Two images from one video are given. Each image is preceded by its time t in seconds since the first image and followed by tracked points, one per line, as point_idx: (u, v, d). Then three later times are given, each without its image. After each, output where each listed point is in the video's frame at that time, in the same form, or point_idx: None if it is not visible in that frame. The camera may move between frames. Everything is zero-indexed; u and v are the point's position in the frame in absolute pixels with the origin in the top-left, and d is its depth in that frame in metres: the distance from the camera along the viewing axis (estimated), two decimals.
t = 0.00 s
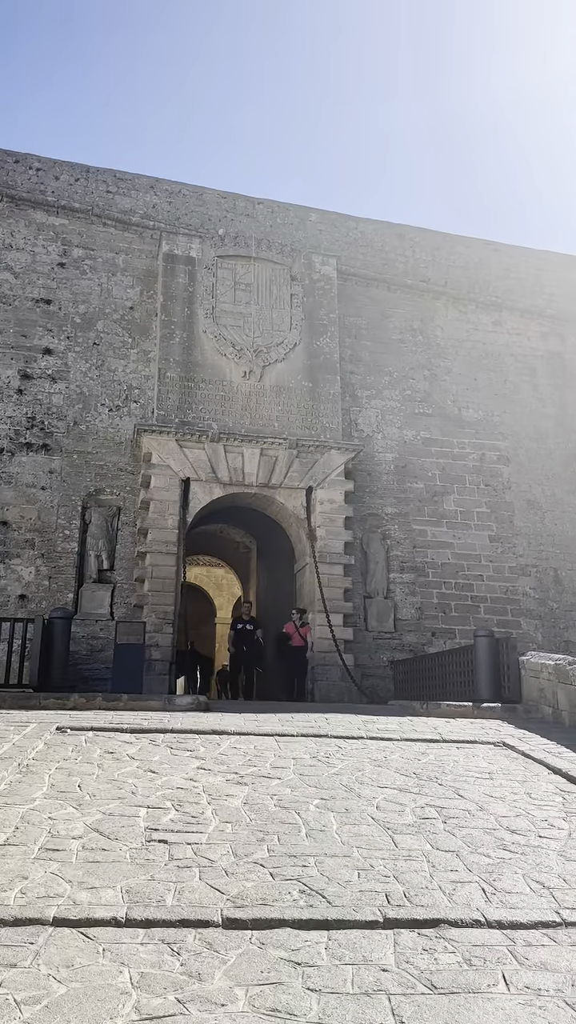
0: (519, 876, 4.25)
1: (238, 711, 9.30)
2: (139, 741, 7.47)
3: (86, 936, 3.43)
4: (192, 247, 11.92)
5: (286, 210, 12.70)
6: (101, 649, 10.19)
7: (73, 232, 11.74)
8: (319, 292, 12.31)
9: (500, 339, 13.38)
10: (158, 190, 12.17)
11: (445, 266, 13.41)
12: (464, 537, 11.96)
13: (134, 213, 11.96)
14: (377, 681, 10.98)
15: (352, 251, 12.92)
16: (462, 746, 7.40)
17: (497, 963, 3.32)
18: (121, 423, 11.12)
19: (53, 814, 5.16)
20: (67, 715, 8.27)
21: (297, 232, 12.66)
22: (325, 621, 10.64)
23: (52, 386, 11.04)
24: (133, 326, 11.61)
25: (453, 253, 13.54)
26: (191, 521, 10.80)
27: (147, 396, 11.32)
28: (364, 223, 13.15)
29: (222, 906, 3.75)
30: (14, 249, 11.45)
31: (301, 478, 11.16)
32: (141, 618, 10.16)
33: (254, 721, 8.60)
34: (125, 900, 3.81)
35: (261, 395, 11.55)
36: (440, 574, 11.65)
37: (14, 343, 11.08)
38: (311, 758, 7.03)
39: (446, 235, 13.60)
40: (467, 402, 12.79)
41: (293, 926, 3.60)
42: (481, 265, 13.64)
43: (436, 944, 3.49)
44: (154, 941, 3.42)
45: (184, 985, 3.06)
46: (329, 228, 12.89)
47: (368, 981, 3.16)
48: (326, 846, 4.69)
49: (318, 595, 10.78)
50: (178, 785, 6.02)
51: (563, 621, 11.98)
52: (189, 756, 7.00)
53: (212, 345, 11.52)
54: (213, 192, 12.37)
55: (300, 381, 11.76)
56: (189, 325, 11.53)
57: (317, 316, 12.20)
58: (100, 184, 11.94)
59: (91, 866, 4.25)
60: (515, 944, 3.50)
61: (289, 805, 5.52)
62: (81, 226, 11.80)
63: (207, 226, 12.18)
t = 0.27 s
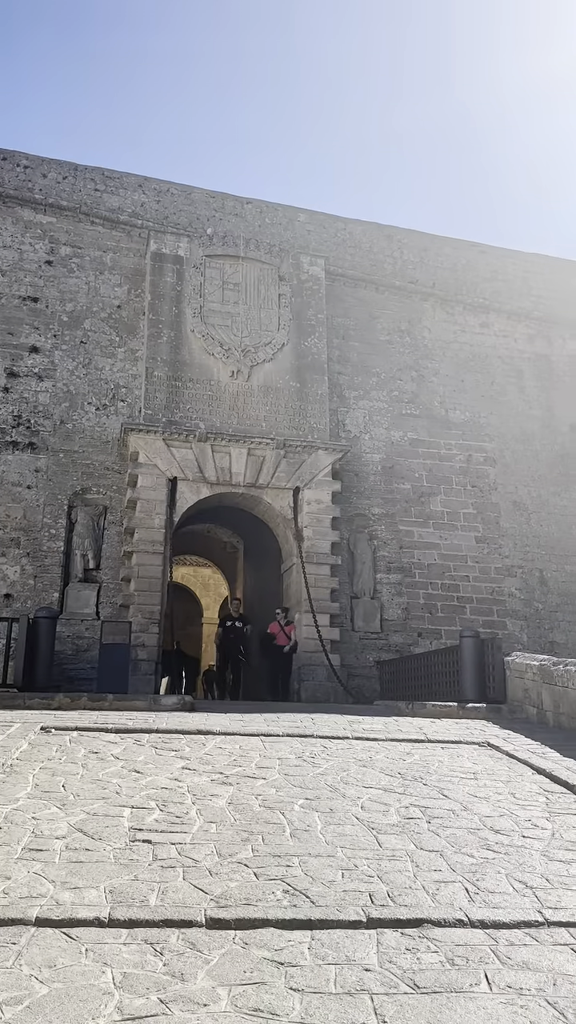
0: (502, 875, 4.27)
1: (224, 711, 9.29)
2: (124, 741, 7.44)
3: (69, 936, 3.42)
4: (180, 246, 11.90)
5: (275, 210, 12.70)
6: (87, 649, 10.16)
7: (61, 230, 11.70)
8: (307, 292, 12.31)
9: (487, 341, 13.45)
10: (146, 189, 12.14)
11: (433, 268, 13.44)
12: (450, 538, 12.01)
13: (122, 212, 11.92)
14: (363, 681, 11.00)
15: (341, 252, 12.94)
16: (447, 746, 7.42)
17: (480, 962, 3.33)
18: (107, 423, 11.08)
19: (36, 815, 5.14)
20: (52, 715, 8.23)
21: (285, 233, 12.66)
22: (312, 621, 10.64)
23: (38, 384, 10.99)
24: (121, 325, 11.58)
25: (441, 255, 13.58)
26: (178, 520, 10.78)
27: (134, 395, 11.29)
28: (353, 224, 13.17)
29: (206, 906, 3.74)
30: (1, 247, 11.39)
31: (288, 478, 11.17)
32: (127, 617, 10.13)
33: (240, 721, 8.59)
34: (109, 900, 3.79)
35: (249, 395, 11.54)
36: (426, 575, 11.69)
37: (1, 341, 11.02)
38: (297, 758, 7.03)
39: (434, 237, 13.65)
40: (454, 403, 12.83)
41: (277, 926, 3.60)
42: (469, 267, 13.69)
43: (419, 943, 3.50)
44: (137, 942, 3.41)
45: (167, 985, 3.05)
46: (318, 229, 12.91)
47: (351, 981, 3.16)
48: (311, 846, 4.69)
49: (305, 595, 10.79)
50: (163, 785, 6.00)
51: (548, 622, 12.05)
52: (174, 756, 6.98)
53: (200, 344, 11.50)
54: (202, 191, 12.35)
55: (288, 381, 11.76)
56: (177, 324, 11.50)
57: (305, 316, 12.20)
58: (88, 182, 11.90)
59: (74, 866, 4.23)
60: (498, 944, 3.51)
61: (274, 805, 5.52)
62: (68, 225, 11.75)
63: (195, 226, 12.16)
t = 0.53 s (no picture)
0: (486, 875, 4.28)
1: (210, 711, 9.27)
2: (110, 741, 7.42)
3: (53, 936, 3.41)
4: (169, 244, 11.88)
5: (264, 209, 12.70)
6: (73, 648, 10.12)
7: (49, 228, 11.65)
8: (296, 291, 12.32)
9: (475, 342, 13.50)
10: (135, 188, 12.11)
11: (421, 269, 13.47)
12: (438, 538, 12.04)
13: (110, 210, 11.88)
14: (350, 681, 11.02)
15: (330, 252, 12.96)
16: (433, 745, 7.44)
17: (463, 962, 3.34)
18: (95, 421, 11.05)
19: (20, 814, 5.11)
20: (37, 715, 8.20)
21: (274, 232, 12.66)
22: (299, 621, 10.65)
23: (25, 382, 10.94)
24: (109, 323, 11.55)
25: (430, 256, 13.62)
26: (165, 519, 10.76)
27: (122, 393, 11.26)
28: (342, 224, 13.18)
29: (190, 906, 3.73)
30: None
31: (277, 478, 11.17)
32: (114, 616, 10.10)
33: (227, 721, 8.58)
34: (93, 900, 3.78)
35: (237, 394, 11.53)
36: (414, 574, 11.72)
37: None
38: (283, 758, 7.03)
39: (423, 238, 13.68)
40: (442, 404, 12.87)
41: (262, 925, 3.59)
42: (457, 269, 13.73)
43: (404, 943, 3.50)
44: (121, 942, 3.40)
45: (150, 985, 3.05)
46: (307, 229, 12.91)
47: (334, 980, 3.16)
48: (296, 845, 4.70)
49: (293, 594, 10.79)
50: (148, 784, 6.00)
51: (534, 622, 12.10)
52: (160, 755, 6.97)
53: (188, 343, 11.48)
54: (191, 190, 12.33)
55: (276, 381, 11.76)
56: (165, 323, 11.48)
57: (294, 315, 12.20)
58: (77, 180, 11.86)
59: (59, 866, 4.21)
60: (482, 943, 3.52)
61: (259, 805, 5.51)
62: (56, 222, 11.71)
63: (184, 225, 12.14)
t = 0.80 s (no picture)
0: (470, 873, 4.28)
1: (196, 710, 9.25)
2: (94, 741, 7.38)
3: (35, 936, 3.39)
4: (157, 242, 11.85)
5: (252, 208, 12.69)
6: (58, 647, 10.07)
7: (36, 225, 11.58)
8: (284, 290, 12.32)
9: (463, 342, 13.54)
10: (123, 185, 12.06)
11: (409, 269, 13.49)
12: (425, 537, 12.07)
13: (98, 207, 11.83)
14: (337, 680, 11.03)
15: (318, 251, 12.96)
16: (418, 745, 7.45)
17: (446, 960, 3.34)
18: (82, 419, 11.00)
19: (2, 814, 5.08)
20: (22, 714, 8.15)
21: (262, 231, 12.65)
22: (286, 620, 10.65)
23: (12, 379, 10.87)
24: (96, 321, 11.50)
25: (418, 255, 13.64)
26: (152, 518, 10.73)
27: (109, 391, 11.22)
28: (330, 224, 13.19)
29: (174, 905, 3.72)
30: None
31: (264, 477, 11.17)
32: (100, 615, 10.06)
33: (212, 720, 8.57)
34: (76, 899, 3.76)
35: (225, 393, 11.51)
36: (401, 574, 11.74)
37: None
38: (268, 757, 7.03)
39: (411, 239, 13.71)
40: (430, 404, 12.90)
41: (245, 925, 3.58)
42: (445, 269, 13.76)
43: (387, 941, 3.50)
44: (104, 941, 3.39)
45: (132, 984, 3.04)
46: (295, 228, 12.91)
47: (317, 980, 3.15)
48: (280, 844, 4.69)
49: (280, 593, 10.79)
50: (133, 783, 5.98)
51: (520, 622, 12.15)
52: (145, 754, 6.95)
53: (176, 342, 11.45)
54: (179, 188, 12.30)
55: (264, 380, 11.75)
56: (153, 320, 11.45)
57: (282, 314, 12.20)
58: (64, 177, 11.79)
59: (42, 866, 4.19)
60: (465, 941, 3.52)
61: (244, 804, 5.51)
62: (43, 219, 11.65)
63: (172, 223, 12.10)
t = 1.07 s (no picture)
0: (455, 872, 4.27)
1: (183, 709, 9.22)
2: (80, 740, 7.34)
3: (17, 937, 3.36)
4: (144, 240, 11.81)
5: (240, 206, 12.66)
6: (44, 647, 10.01)
7: (22, 222, 11.52)
8: (272, 289, 12.31)
9: (450, 342, 13.58)
10: (110, 183, 12.00)
11: (397, 269, 13.50)
12: (412, 536, 12.10)
13: (85, 204, 11.77)
14: (324, 679, 11.03)
15: (306, 250, 12.95)
16: (404, 743, 7.45)
17: (430, 958, 3.31)
18: (68, 417, 10.95)
19: None
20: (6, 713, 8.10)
21: (250, 229, 12.63)
22: (273, 619, 10.64)
23: None
24: (83, 318, 11.46)
25: (406, 255, 13.66)
26: (139, 516, 10.69)
27: (96, 389, 11.17)
28: (318, 223, 13.19)
29: (158, 905, 3.70)
30: None
31: (252, 476, 11.15)
32: (86, 614, 10.02)
33: (198, 719, 8.55)
34: (59, 899, 3.74)
35: (212, 392, 11.48)
36: (388, 573, 11.75)
37: None
38: (254, 756, 7.02)
39: (399, 238, 13.72)
40: (417, 404, 12.92)
41: (229, 924, 3.56)
42: (433, 269, 13.79)
43: (371, 939, 3.49)
44: (86, 941, 3.37)
45: (114, 985, 3.01)
46: (283, 226, 12.90)
47: (301, 979, 3.13)
48: (265, 843, 4.68)
49: (267, 593, 10.78)
50: (117, 783, 5.95)
51: (506, 621, 12.20)
52: (130, 754, 6.92)
53: (163, 340, 11.42)
54: (166, 186, 12.26)
55: (252, 379, 11.74)
56: (140, 318, 11.41)
57: (270, 313, 12.19)
58: (51, 173, 11.73)
59: (25, 866, 4.17)
60: (449, 939, 3.50)
61: (229, 803, 5.49)
62: (30, 216, 11.58)
63: (160, 220, 12.06)
